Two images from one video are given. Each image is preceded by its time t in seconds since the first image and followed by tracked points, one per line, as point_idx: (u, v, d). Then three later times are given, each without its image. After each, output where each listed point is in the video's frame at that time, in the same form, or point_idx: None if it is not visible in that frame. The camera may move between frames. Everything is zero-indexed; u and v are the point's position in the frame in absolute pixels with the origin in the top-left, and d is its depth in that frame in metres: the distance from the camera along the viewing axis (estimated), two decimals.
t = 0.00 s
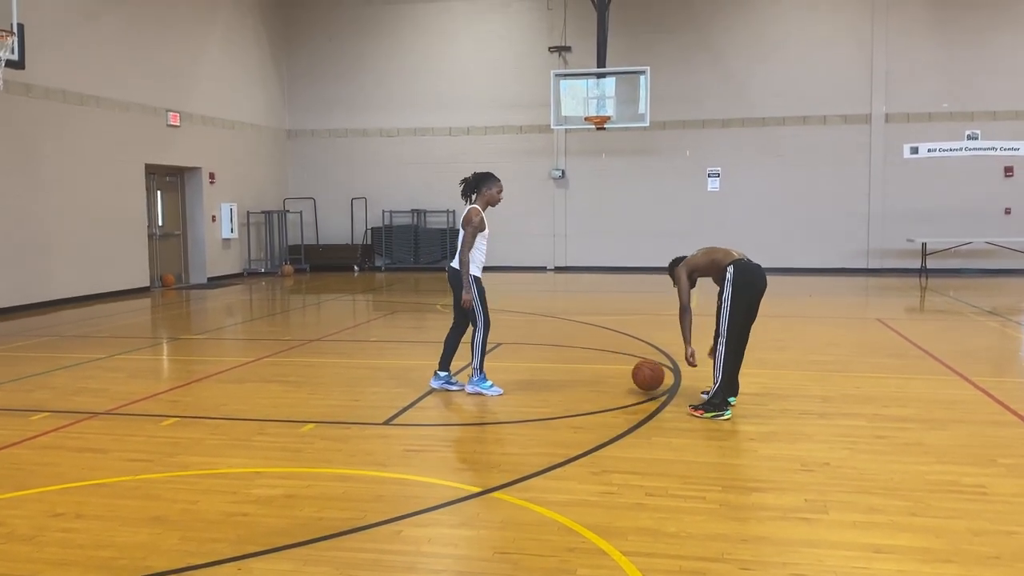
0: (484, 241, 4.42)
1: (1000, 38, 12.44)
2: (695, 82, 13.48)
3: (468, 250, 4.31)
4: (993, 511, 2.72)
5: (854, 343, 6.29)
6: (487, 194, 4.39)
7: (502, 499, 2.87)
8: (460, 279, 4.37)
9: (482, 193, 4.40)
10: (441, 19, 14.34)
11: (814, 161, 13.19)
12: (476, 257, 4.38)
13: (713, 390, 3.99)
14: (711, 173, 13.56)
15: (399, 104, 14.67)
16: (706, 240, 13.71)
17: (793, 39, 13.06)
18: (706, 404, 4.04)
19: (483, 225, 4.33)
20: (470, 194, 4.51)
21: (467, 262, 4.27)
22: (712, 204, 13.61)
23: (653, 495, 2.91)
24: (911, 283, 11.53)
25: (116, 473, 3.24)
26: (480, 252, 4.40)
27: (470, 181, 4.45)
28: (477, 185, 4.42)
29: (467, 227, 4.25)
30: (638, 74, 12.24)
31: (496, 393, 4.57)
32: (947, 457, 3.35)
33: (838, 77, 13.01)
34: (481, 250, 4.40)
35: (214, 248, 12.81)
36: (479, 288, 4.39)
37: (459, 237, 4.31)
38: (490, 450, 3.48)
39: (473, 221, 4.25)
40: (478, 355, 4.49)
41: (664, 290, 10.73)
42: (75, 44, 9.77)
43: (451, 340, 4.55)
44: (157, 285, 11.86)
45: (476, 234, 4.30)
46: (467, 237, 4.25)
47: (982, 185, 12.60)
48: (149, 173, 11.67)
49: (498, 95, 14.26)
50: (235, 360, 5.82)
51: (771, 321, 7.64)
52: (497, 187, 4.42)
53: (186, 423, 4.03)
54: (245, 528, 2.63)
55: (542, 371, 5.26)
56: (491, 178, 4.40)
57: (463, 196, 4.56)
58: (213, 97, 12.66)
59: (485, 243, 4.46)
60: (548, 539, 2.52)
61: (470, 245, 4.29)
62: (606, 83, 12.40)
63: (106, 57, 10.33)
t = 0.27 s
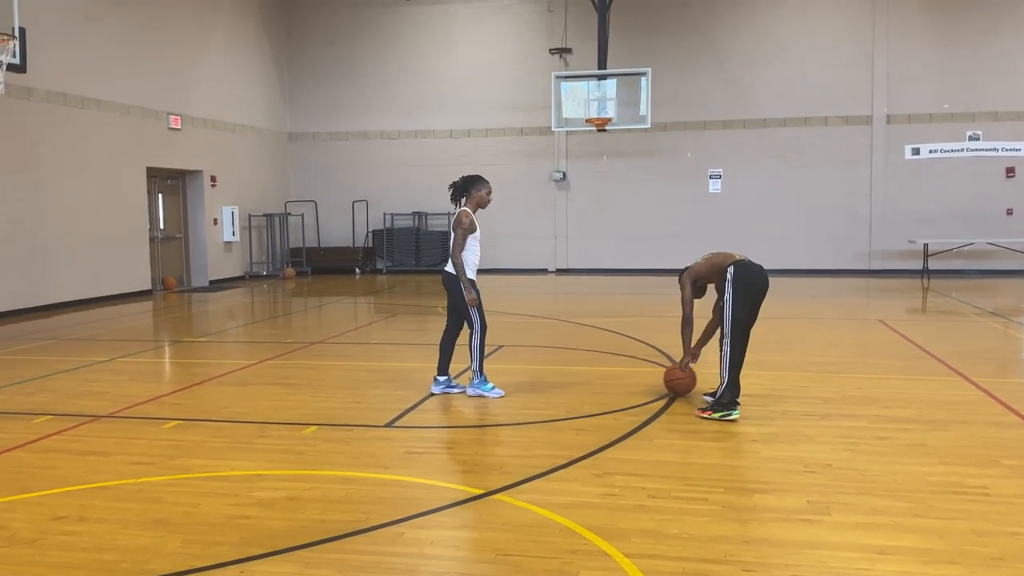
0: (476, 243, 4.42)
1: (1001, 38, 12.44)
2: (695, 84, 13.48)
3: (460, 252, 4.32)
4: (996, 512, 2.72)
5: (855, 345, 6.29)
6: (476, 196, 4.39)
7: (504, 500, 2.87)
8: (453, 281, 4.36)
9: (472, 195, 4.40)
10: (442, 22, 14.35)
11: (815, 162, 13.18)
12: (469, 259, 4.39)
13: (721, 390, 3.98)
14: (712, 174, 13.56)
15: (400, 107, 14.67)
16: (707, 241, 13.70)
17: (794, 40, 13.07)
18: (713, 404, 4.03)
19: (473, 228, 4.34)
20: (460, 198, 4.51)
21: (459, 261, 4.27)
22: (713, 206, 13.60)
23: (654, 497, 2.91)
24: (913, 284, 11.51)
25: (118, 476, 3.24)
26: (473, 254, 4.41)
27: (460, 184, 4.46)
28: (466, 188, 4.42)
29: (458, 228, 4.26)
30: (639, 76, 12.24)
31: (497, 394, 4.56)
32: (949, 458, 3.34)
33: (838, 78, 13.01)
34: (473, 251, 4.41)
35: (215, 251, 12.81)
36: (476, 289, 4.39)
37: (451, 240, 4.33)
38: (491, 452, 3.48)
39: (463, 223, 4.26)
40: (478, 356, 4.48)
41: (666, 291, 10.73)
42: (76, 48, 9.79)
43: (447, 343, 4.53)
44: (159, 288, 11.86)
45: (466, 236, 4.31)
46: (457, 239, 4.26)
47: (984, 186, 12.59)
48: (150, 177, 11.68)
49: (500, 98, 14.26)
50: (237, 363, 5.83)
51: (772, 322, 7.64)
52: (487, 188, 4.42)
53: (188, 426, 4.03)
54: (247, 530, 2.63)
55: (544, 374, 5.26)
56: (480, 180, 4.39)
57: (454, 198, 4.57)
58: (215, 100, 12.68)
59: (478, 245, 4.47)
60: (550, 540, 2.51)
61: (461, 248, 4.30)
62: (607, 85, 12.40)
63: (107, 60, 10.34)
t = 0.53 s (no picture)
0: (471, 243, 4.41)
1: (1002, 39, 12.43)
2: (696, 85, 13.48)
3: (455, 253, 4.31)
4: (999, 514, 2.71)
5: (858, 346, 6.28)
6: (467, 198, 4.38)
7: (506, 503, 2.86)
8: (448, 284, 4.38)
9: (463, 197, 4.40)
10: (443, 24, 14.36)
11: (817, 163, 13.17)
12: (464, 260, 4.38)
13: (726, 391, 3.93)
14: (714, 176, 13.55)
15: (401, 109, 14.68)
16: (709, 243, 13.69)
17: (795, 42, 13.07)
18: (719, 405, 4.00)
19: (466, 228, 4.33)
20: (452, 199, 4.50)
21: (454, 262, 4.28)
22: (715, 207, 13.59)
23: (657, 499, 2.90)
24: (915, 285, 11.50)
25: (120, 479, 3.24)
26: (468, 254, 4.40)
27: (451, 186, 4.46)
28: (458, 190, 4.41)
29: (451, 230, 4.26)
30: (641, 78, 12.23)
31: (499, 395, 4.54)
32: (953, 460, 3.33)
33: (840, 79, 13.00)
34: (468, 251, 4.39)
35: (217, 254, 12.82)
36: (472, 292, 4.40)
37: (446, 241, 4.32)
38: (494, 454, 3.47)
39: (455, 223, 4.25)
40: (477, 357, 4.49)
41: (668, 293, 10.72)
42: (78, 51, 9.79)
43: (445, 345, 4.53)
44: (161, 291, 11.86)
45: (460, 237, 4.29)
46: (452, 239, 4.25)
47: (986, 187, 12.58)
48: (152, 180, 11.69)
49: (501, 100, 14.26)
50: (239, 366, 5.83)
51: (774, 324, 7.63)
52: (478, 188, 4.41)
53: (190, 429, 4.03)
54: (250, 534, 2.63)
55: (546, 376, 5.25)
56: (471, 181, 4.39)
57: (447, 201, 4.56)
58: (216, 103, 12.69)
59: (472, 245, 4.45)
60: (553, 543, 2.51)
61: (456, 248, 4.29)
62: (609, 87, 12.41)
63: (109, 63, 10.34)
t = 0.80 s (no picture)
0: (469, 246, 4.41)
1: (1005, 41, 12.42)
2: (698, 87, 13.48)
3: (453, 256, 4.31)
4: (1004, 516, 2.70)
5: (860, 348, 6.27)
6: (467, 200, 4.39)
7: (509, 506, 2.86)
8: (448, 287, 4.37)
9: (462, 199, 4.40)
10: (445, 27, 14.36)
11: (819, 165, 13.16)
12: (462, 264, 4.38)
13: (725, 390, 3.93)
14: (716, 178, 13.54)
15: (403, 112, 14.69)
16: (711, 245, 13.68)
17: (796, 43, 13.07)
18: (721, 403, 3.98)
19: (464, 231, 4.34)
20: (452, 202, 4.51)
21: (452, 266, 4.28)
22: (717, 209, 13.58)
23: (660, 502, 2.90)
24: (917, 286, 11.50)
25: (123, 482, 3.24)
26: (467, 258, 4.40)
27: (451, 189, 4.47)
28: (457, 193, 4.42)
29: (450, 232, 4.29)
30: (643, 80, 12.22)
31: (502, 398, 4.56)
32: (956, 462, 3.33)
33: (841, 81, 12.99)
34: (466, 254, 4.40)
35: (219, 257, 12.83)
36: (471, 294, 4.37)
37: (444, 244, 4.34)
38: (497, 457, 3.47)
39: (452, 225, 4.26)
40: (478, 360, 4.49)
41: (671, 296, 10.72)
42: (80, 55, 9.80)
43: (447, 348, 4.53)
44: (163, 294, 11.86)
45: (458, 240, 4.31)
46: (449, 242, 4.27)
47: (988, 188, 12.56)
48: (154, 183, 11.70)
49: (503, 102, 14.26)
50: (241, 369, 5.83)
51: (776, 326, 7.62)
52: (477, 191, 4.41)
53: (193, 432, 4.03)
54: (252, 537, 2.62)
55: (549, 378, 5.25)
56: (470, 183, 4.39)
57: (445, 204, 4.57)
58: (218, 106, 12.70)
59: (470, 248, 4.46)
60: (556, 546, 2.50)
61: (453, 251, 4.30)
62: (611, 89, 12.40)
63: (111, 66, 10.35)
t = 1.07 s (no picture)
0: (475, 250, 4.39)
1: (1008, 43, 12.40)
2: (701, 90, 13.49)
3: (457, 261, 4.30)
4: (1010, 520, 2.70)
5: (864, 351, 6.26)
6: (471, 204, 4.38)
7: (513, 510, 2.86)
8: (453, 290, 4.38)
9: (467, 203, 4.40)
10: (448, 30, 14.38)
11: (822, 168, 13.15)
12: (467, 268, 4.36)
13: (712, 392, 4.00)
14: (719, 180, 13.53)
15: (406, 115, 14.71)
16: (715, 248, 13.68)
17: (799, 46, 13.07)
18: (705, 406, 4.05)
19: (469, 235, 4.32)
20: (457, 207, 4.50)
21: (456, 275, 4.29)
22: (720, 212, 13.58)
23: (665, 506, 2.90)
24: (921, 289, 11.48)
25: (128, 486, 3.24)
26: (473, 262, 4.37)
27: (456, 193, 4.46)
28: (462, 197, 4.42)
29: (453, 237, 4.26)
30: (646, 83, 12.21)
31: (507, 401, 4.57)
32: (961, 465, 3.32)
33: (845, 83, 12.99)
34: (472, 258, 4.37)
35: (223, 261, 12.84)
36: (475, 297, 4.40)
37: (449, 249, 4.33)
38: (501, 461, 3.47)
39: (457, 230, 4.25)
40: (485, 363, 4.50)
41: (675, 298, 10.71)
42: (84, 59, 9.83)
43: (454, 352, 4.54)
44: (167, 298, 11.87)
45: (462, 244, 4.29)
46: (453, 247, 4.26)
47: (992, 190, 12.55)
48: (158, 187, 11.72)
49: (506, 105, 14.28)
50: (245, 372, 5.84)
51: (780, 329, 7.61)
52: (481, 194, 4.40)
53: (198, 436, 4.03)
54: (257, 541, 2.63)
55: (552, 381, 5.25)
56: (475, 187, 4.38)
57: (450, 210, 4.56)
58: (222, 110, 12.72)
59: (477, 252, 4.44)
60: (561, 550, 2.50)
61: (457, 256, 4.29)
62: (614, 92, 12.40)
63: (115, 71, 10.38)
